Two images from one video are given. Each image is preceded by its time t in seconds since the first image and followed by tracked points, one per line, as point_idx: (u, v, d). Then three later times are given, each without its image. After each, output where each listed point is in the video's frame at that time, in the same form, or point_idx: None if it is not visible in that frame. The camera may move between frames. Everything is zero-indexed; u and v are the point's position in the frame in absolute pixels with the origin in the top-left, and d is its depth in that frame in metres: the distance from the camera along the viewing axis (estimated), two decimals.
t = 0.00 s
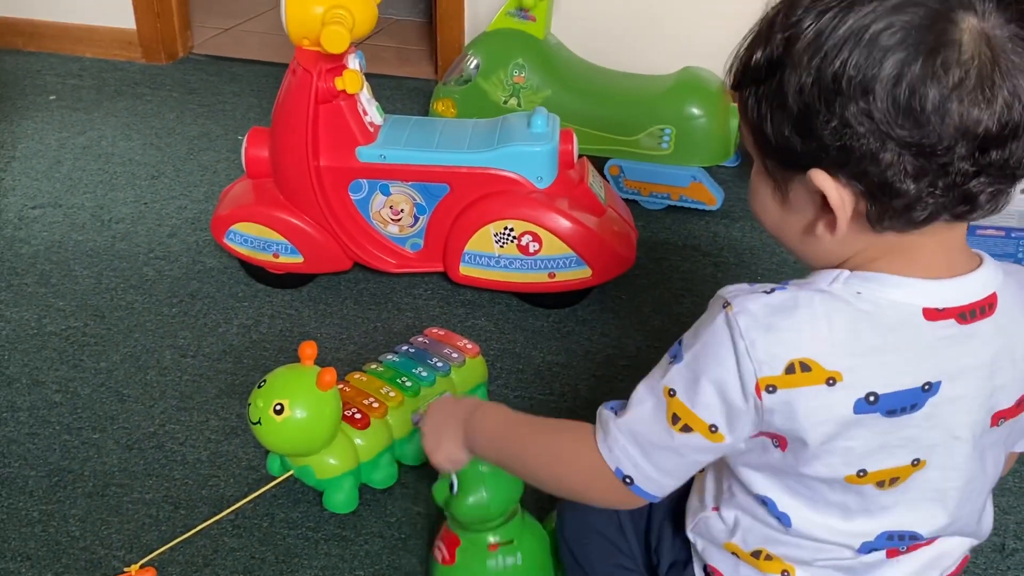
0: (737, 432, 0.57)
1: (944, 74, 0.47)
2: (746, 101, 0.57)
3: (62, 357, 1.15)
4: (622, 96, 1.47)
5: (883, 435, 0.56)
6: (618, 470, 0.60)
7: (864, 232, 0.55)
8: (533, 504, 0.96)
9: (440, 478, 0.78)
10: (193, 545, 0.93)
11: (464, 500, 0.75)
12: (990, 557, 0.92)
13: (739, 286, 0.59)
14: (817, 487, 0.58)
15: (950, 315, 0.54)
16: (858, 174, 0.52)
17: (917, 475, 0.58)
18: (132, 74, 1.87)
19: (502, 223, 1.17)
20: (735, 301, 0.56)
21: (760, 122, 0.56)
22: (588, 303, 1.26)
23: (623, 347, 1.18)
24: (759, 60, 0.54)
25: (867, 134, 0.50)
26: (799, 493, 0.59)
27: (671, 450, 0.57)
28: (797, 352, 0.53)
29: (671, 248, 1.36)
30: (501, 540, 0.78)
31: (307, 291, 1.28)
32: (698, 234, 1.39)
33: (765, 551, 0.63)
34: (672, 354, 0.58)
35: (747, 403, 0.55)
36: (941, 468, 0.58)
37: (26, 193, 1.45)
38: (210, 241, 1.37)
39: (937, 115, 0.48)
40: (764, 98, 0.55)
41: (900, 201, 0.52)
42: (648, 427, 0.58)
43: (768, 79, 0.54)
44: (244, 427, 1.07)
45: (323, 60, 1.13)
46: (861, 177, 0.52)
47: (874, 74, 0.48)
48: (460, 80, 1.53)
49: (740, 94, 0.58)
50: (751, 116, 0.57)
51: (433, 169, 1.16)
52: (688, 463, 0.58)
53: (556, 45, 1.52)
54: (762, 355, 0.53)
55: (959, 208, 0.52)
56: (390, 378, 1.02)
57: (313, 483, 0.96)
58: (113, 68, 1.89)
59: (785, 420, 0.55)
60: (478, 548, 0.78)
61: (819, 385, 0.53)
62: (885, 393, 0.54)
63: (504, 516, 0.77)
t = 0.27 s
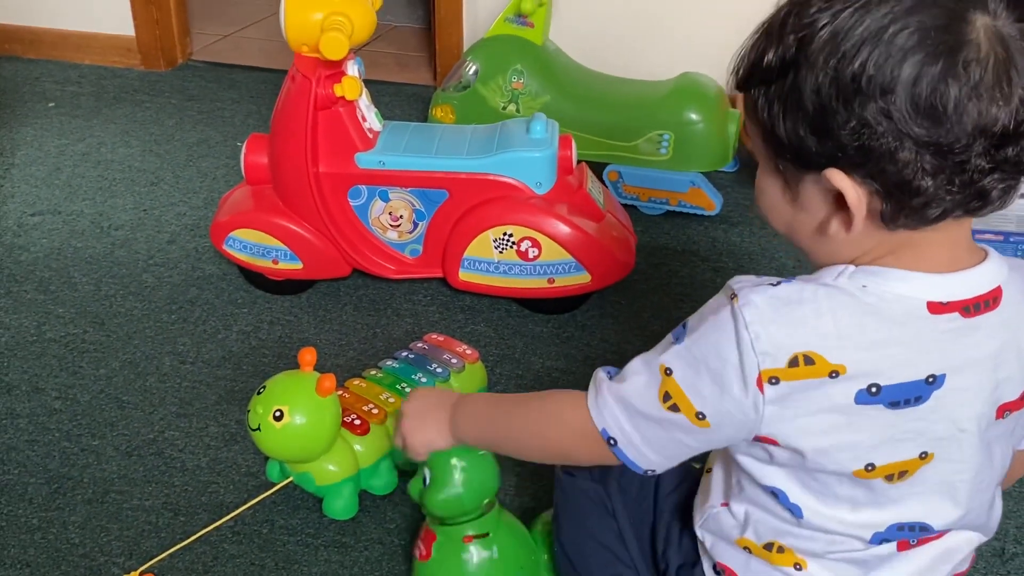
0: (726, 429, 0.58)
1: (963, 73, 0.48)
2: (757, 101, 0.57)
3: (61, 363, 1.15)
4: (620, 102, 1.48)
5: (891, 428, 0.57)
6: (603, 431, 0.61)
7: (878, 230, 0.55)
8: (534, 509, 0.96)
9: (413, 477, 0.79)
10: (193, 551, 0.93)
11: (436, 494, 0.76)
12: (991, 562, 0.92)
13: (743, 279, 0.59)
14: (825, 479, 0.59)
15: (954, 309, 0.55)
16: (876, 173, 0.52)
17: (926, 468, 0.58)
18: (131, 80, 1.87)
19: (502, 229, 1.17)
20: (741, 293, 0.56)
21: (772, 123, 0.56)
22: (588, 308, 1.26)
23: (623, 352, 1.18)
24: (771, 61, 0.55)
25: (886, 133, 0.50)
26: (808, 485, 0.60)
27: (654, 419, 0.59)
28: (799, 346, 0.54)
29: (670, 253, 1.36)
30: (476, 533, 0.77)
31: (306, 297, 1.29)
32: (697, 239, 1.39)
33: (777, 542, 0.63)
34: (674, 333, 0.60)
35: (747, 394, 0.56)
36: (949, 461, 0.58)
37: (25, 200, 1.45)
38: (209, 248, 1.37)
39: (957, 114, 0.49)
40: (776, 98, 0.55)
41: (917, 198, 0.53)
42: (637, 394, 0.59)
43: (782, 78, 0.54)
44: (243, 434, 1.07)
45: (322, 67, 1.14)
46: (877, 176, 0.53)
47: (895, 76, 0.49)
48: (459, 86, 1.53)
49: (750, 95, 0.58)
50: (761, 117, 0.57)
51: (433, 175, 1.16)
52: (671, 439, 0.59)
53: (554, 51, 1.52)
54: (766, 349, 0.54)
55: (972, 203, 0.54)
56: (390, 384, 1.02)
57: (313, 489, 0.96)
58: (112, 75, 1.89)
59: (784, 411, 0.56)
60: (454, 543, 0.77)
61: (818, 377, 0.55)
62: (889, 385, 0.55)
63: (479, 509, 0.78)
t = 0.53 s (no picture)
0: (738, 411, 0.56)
1: (945, 49, 0.48)
2: (743, 85, 0.57)
3: (61, 369, 1.15)
4: (620, 107, 1.48)
5: (879, 410, 0.56)
6: (614, 447, 0.59)
7: (861, 211, 0.56)
8: (534, 513, 0.96)
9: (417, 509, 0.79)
10: (193, 556, 0.93)
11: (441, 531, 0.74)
12: (992, 566, 0.92)
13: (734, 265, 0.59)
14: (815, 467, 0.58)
15: (941, 291, 0.55)
16: (859, 151, 0.52)
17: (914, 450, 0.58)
18: (131, 86, 1.87)
19: (501, 233, 1.17)
20: (735, 277, 0.55)
21: (758, 104, 0.56)
22: (588, 312, 1.26)
23: (623, 356, 1.18)
24: (757, 45, 0.55)
25: (871, 110, 0.50)
26: (798, 475, 0.59)
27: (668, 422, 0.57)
28: (797, 328, 0.53)
29: (670, 257, 1.36)
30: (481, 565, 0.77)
31: (306, 302, 1.29)
32: (697, 244, 1.39)
33: (771, 537, 0.62)
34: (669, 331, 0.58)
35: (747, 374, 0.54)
36: (937, 443, 0.58)
37: (25, 205, 1.45)
38: (209, 253, 1.37)
39: (940, 92, 0.49)
40: (762, 79, 0.55)
41: (899, 176, 0.52)
42: (642, 399, 0.58)
43: (769, 59, 0.54)
44: (244, 439, 1.07)
45: (322, 72, 1.14)
46: (861, 154, 0.52)
47: (879, 52, 0.49)
48: (459, 91, 1.54)
49: (736, 80, 0.58)
50: (747, 99, 0.57)
51: (433, 180, 1.16)
52: (685, 438, 0.58)
53: (554, 56, 1.53)
54: (765, 330, 0.53)
55: (953, 182, 0.54)
56: (391, 389, 1.02)
57: (313, 494, 0.96)
58: (112, 80, 1.89)
59: (785, 394, 0.55)
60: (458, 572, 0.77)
61: (815, 359, 0.54)
62: (880, 365, 0.55)
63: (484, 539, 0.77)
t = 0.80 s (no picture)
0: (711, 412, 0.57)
1: (927, 60, 0.48)
2: (732, 79, 0.57)
3: (61, 373, 1.15)
4: (619, 111, 1.48)
5: (847, 413, 0.56)
6: (607, 462, 0.60)
7: (838, 215, 0.56)
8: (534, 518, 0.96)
9: (393, 492, 0.78)
10: (193, 561, 0.93)
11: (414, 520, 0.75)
12: (992, 569, 0.92)
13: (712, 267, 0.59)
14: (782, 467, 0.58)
15: (911, 298, 0.55)
16: (837, 153, 0.53)
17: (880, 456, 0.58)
18: (130, 91, 1.87)
19: (501, 237, 1.18)
20: (707, 278, 0.56)
21: (745, 98, 0.57)
22: (587, 316, 1.26)
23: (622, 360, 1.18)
24: (749, 40, 0.55)
25: (852, 113, 0.51)
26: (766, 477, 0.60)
27: (652, 428, 0.58)
28: (765, 327, 0.54)
29: (669, 261, 1.37)
30: (448, 561, 0.77)
31: (305, 306, 1.29)
32: (696, 248, 1.40)
33: (735, 535, 0.63)
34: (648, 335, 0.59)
35: (714, 376, 0.56)
36: (901, 450, 0.58)
37: (24, 210, 1.45)
38: (209, 258, 1.38)
39: (920, 99, 0.49)
40: (750, 76, 0.55)
41: (876, 181, 0.53)
42: (629, 407, 0.59)
43: (757, 56, 0.54)
44: (244, 443, 1.07)
45: (321, 77, 1.14)
46: (839, 155, 0.53)
47: (864, 55, 0.49)
48: (458, 95, 1.53)
49: (725, 75, 0.58)
50: (735, 94, 0.57)
51: (432, 184, 1.17)
52: (675, 443, 0.58)
53: (553, 60, 1.53)
54: (735, 331, 0.54)
55: (929, 191, 0.54)
56: (391, 393, 1.02)
57: (312, 498, 0.96)
58: (111, 85, 1.90)
59: (758, 392, 0.55)
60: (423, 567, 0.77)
61: (782, 359, 0.54)
62: (845, 369, 0.55)
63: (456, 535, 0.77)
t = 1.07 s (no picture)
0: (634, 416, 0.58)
1: (854, 66, 0.49)
2: (672, 87, 0.58)
3: (60, 377, 1.15)
4: (617, 115, 1.50)
5: (785, 426, 0.56)
6: (502, 425, 0.60)
7: (772, 223, 0.57)
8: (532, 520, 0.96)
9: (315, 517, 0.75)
10: (193, 564, 0.93)
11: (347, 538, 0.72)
12: (991, 570, 0.92)
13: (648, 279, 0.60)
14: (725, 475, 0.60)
15: (846, 307, 0.55)
16: (770, 158, 0.54)
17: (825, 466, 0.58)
18: (130, 94, 1.88)
19: (500, 240, 1.18)
20: (643, 290, 0.57)
21: (683, 105, 0.57)
22: (585, 319, 1.26)
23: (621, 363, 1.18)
24: (686, 47, 0.56)
25: (783, 118, 0.51)
26: (713, 487, 0.61)
27: (553, 412, 0.59)
28: (695, 342, 0.55)
29: (667, 263, 1.37)
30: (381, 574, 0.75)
31: (305, 309, 1.29)
32: (694, 250, 1.40)
33: (695, 552, 0.63)
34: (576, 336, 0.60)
35: (644, 386, 0.57)
36: (846, 458, 0.58)
37: (24, 213, 1.45)
38: (208, 261, 1.38)
39: (847, 105, 0.50)
40: (687, 84, 0.56)
41: (809, 186, 0.54)
42: (539, 384, 0.60)
43: (694, 64, 0.55)
44: (243, 446, 1.07)
45: (321, 80, 1.14)
46: (772, 161, 0.54)
47: (793, 60, 0.50)
48: (457, 98, 1.53)
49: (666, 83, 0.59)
50: (673, 101, 0.58)
51: (431, 187, 1.17)
52: (572, 433, 0.59)
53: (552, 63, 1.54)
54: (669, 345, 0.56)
55: (862, 199, 0.55)
56: (389, 396, 1.02)
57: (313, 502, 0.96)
58: (111, 88, 1.90)
59: (683, 408, 0.57)
60: None
61: (716, 372, 0.55)
62: (783, 381, 0.55)
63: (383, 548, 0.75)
